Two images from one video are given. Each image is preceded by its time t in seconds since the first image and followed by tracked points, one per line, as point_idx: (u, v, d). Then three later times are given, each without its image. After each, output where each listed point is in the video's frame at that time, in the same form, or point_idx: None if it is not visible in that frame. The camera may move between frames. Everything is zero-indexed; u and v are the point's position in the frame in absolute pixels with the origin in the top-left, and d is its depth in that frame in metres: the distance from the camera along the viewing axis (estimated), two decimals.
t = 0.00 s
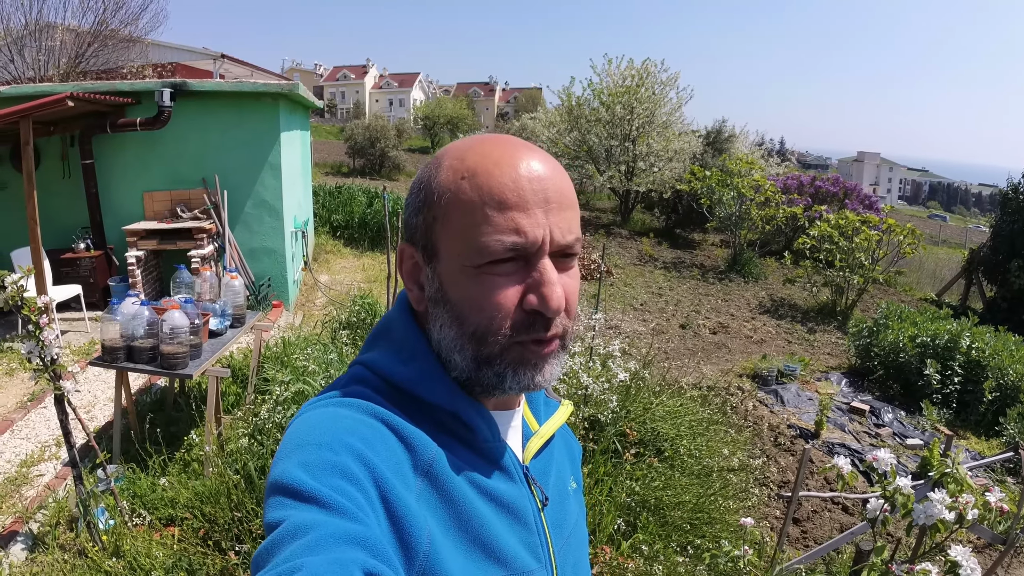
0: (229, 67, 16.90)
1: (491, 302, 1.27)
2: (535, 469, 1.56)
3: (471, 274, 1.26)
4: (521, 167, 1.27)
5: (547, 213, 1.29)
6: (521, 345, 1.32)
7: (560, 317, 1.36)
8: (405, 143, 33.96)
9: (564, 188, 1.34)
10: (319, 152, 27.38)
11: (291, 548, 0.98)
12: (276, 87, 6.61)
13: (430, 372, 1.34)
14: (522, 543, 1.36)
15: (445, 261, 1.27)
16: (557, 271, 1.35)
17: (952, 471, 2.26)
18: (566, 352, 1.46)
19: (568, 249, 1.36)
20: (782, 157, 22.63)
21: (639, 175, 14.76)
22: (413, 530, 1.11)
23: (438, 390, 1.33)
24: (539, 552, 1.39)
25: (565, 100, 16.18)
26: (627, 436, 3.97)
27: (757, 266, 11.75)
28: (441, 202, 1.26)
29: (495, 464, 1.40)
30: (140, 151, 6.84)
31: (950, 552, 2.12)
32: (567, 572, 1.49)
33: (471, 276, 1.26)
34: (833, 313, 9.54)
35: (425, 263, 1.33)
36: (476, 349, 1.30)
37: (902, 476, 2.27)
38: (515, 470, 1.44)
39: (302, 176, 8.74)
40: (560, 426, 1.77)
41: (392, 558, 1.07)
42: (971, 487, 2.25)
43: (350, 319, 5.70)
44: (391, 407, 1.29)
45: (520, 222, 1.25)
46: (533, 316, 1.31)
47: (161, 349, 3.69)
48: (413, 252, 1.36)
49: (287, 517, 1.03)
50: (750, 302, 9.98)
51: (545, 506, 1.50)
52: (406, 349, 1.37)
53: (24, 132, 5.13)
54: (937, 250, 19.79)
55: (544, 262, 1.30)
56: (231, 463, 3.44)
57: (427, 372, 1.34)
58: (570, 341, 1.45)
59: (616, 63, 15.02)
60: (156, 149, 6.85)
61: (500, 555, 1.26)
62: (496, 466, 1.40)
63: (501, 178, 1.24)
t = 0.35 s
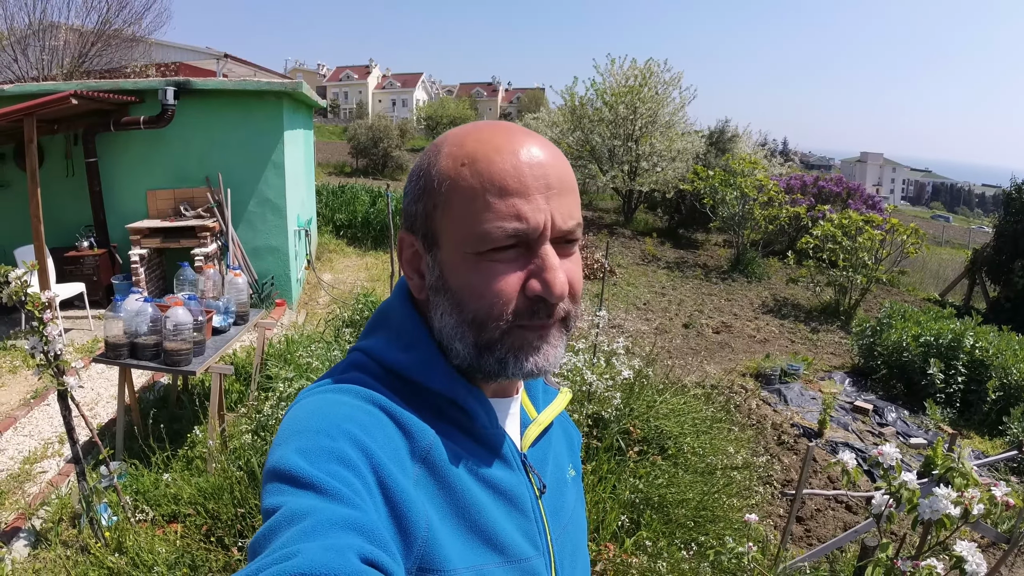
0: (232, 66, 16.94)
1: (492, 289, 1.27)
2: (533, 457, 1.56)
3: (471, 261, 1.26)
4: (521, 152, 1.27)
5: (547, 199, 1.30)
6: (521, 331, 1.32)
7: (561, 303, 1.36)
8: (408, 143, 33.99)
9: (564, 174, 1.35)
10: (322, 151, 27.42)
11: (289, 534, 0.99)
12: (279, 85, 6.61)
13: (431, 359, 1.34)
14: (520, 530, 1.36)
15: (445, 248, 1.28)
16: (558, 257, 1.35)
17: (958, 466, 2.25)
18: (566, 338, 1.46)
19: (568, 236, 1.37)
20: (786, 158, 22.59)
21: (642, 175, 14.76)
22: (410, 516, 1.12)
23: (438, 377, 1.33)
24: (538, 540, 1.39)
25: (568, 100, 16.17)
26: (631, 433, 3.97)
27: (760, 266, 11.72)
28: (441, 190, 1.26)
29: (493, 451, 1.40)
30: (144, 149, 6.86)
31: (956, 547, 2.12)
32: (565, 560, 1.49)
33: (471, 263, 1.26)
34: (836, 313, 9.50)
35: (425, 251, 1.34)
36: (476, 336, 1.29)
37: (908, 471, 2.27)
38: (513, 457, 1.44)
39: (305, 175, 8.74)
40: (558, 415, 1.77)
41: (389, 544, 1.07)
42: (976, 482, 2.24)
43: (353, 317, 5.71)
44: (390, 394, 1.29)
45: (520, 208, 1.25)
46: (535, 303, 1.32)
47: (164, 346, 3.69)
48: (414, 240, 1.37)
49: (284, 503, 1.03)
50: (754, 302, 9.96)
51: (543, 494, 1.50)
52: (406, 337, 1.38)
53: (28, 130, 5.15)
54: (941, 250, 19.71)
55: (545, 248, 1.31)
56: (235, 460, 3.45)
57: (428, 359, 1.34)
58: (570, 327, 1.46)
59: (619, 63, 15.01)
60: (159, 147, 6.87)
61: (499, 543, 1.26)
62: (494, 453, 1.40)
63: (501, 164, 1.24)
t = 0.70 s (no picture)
0: (241, 66, 17.00)
1: (474, 291, 1.23)
2: (539, 469, 1.51)
3: (456, 265, 1.24)
4: (503, 156, 1.26)
5: (529, 200, 1.27)
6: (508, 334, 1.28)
7: (548, 306, 1.31)
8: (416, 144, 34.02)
9: (550, 178, 1.33)
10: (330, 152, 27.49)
11: (290, 554, 0.95)
12: (288, 87, 6.61)
13: (422, 369, 1.31)
14: (528, 544, 1.31)
15: (433, 255, 1.26)
16: (544, 260, 1.31)
17: (973, 476, 2.16)
18: (558, 346, 1.40)
19: (553, 238, 1.32)
20: (794, 159, 22.43)
21: (651, 176, 14.68)
22: (411, 532, 1.08)
23: (431, 388, 1.29)
24: (547, 554, 1.34)
25: (577, 101, 16.11)
26: (640, 438, 3.89)
27: (769, 268, 11.61)
28: (427, 198, 1.26)
29: (496, 464, 1.35)
30: (152, 151, 6.88)
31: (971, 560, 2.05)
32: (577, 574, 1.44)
33: (455, 266, 1.24)
34: (846, 315, 9.37)
35: (416, 261, 1.32)
36: (464, 341, 1.26)
37: (924, 481, 2.16)
38: (518, 471, 1.39)
39: (314, 176, 8.74)
40: (564, 426, 1.72)
41: (391, 562, 1.03)
42: (991, 492, 2.17)
43: (361, 319, 5.67)
44: (385, 407, 1.26)
45: (501, 208, 1.23)
46: (519, 305, 1.27)
47: (172, 348, 3.67)
48: (406, 252, 1.36)
49: (284, 523, 0.99)
50: (763, 305, 9.86)
51: (551, 506, 1.45)
52: (401, 349, 1.35)
53: (37, 130, 5.16)
54: (951, 253, 19.50)
55: (528, 249, 1.27)
56: (242, 464, 3.42)
57: (421, 370, 1.31)
58: (563, 334, 1.41)
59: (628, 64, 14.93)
60: (168, 148, 6.88)
61: (504, 557, 1.21)
62: (498, 466, 1.35)
63: (482, 168, 1.23)
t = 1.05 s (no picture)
0: (251, 63, 17.05)
1: (480, 296, 1.20)
2: (550, 479, 1.47)
3: (460, 270, 1.20)
4: (507, 162, 1.23)
5: (533, 204, 1.23)
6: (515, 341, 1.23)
7: (555, 310, 1.27)
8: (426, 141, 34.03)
9: (554, 183, 1.29)
10: (340, 150, 27.56)
11: (298, 566, 0.91)
12: (298, 84, 6.59)
13: (431, 379, 1.27)
14: (539, 555, 1.27)
15: (438, 262, 1.23)
16: (549, 265, 1.27)
17: (987, 483, 2.03)
18: (566, 351, 1.35)
19: (558, 243, 1.28)
20: (805, 157, 22.21)
21: (661, 175, 14.57)
22: (420, 544, 1.04)
23: (440, 397, 1.26)
24: (558, 564, 1.30)
25: (587, 99, 16.01)
26: (650, 440, 3.82)
27: (780, 268, 11.49)
28: (432, 207, 1.24)
29: (506, 475, 1.31)
30: (164, 148, 6.90)
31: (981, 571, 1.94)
32: None
33: (460, 272, 1.20)
34: (856, 316, 9.24)
35: (423, 269, 1.29)
36: (470, 348, 1.22)
37: (935, 489, 2.06)
38: (529, 481, 1.35)
39: (325, 174, 8.73)
40: (574, 436, 1.68)
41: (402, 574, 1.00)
42: (1008, 499, 2.01)
43: (371, 318, 5.64)
44: (393, 418, 1.22)
45: (504, 212, 1.20)
46: (525, 309, 1.23)
47: (181, 347, 3.66)
48: (414, 262, 1.33)
49: (293, 535, 0.96)
50: (773, 305, 9.75)
51: (561, 516, 1.41)
52: (410, 359, 1.31)
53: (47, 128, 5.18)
54: (963, 254, 19.23)
55: (533, 253, 1.23)
56: (251, 463, 3.39)
57: (430, 380, 1.27)
58: (571, 340, 1.36)
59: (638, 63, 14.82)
60: (180, 146, 6.90)
61: (515, 569, 1.17)
62: (508, 477, 1.31)
63: (486, 173, 1.20)
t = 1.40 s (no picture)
0: (253, 62, 17.09)
1: (486, 294, 1.20)
2: (548, 476, 1.46)
3: (466, 267, 1.20)
4: (515, 161, 1.23)
5: (539, 204, 1.23)
6: (519, 338, 1.23)
7: (559, 310, 1.27)
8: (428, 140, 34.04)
9: (560, 182, 1.29)
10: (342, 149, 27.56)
11: (298, 557, 0.92)
12: (300, 83, 6.60)
13: (435, 375, 1.27)
14: (536, 550, 1.27)
15: (444, 259, 1.23)
16: (553, 264, 1.27)
17: (987, 483, 2.02)
18: (569, 350, 1.35)
19: (563, 242, 1.28)
20: (807, 157, 22.19)
21: (663, 175, 14.56)
22: (419, 537, 1.04)
23: (444, 393, 1.26)
24: (555, 560, 1.30)
25: (589, 98, 15.99)
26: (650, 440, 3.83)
27: (781, 268, 11.47)
28: (439, 203, 1.24)
29: (506, 471, 1.31)
30: (165, 147, 6.91)
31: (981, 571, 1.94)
32: None
33: (465, 270, 1.20)
34: (858, 316, 9.21)
35: (428, 265, 1.29)
36: (475, 343, 1.22)
37: (936, 489, 2.07)
38: (529, 477, 1.35)
39: (326, 173, 8.74)
40: (573, 434, 1.68)
41: (400, 567, 1.00)
42: (1007, 501, 2.01)
43: (372, 317, 5.65)
44: (395, 413, 1.22)
45: (511, 211, 1.20)
46: (529, 308, 1.23)
47: (182, 345, 3.66)
48: (419, 258, 1.33)
49: (293, 527, 0.96)
50: (775, 305, 9.75)
51: (560, 512, 1.41)
52: (413, 355, 1.31)
53: (49, 127, 5.19)
54: (965, 254, 19.17)
55: (539, 252, 1.23)
56: (251, 462, 3.39)
57: (433, 376, 1.27)
58: (574, 339, 1.36)
59: (640, 62, 14.80)
60: (181, 144, 6.91)
61: (513, 563, 1.18)
62: (508, 473, 1.31)
63: (493, 172, 1.20)
